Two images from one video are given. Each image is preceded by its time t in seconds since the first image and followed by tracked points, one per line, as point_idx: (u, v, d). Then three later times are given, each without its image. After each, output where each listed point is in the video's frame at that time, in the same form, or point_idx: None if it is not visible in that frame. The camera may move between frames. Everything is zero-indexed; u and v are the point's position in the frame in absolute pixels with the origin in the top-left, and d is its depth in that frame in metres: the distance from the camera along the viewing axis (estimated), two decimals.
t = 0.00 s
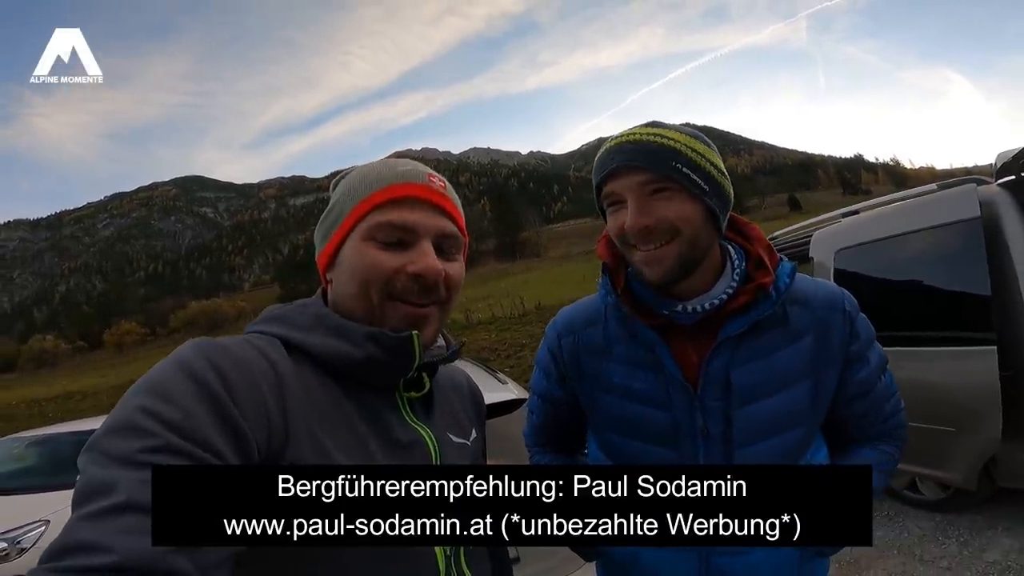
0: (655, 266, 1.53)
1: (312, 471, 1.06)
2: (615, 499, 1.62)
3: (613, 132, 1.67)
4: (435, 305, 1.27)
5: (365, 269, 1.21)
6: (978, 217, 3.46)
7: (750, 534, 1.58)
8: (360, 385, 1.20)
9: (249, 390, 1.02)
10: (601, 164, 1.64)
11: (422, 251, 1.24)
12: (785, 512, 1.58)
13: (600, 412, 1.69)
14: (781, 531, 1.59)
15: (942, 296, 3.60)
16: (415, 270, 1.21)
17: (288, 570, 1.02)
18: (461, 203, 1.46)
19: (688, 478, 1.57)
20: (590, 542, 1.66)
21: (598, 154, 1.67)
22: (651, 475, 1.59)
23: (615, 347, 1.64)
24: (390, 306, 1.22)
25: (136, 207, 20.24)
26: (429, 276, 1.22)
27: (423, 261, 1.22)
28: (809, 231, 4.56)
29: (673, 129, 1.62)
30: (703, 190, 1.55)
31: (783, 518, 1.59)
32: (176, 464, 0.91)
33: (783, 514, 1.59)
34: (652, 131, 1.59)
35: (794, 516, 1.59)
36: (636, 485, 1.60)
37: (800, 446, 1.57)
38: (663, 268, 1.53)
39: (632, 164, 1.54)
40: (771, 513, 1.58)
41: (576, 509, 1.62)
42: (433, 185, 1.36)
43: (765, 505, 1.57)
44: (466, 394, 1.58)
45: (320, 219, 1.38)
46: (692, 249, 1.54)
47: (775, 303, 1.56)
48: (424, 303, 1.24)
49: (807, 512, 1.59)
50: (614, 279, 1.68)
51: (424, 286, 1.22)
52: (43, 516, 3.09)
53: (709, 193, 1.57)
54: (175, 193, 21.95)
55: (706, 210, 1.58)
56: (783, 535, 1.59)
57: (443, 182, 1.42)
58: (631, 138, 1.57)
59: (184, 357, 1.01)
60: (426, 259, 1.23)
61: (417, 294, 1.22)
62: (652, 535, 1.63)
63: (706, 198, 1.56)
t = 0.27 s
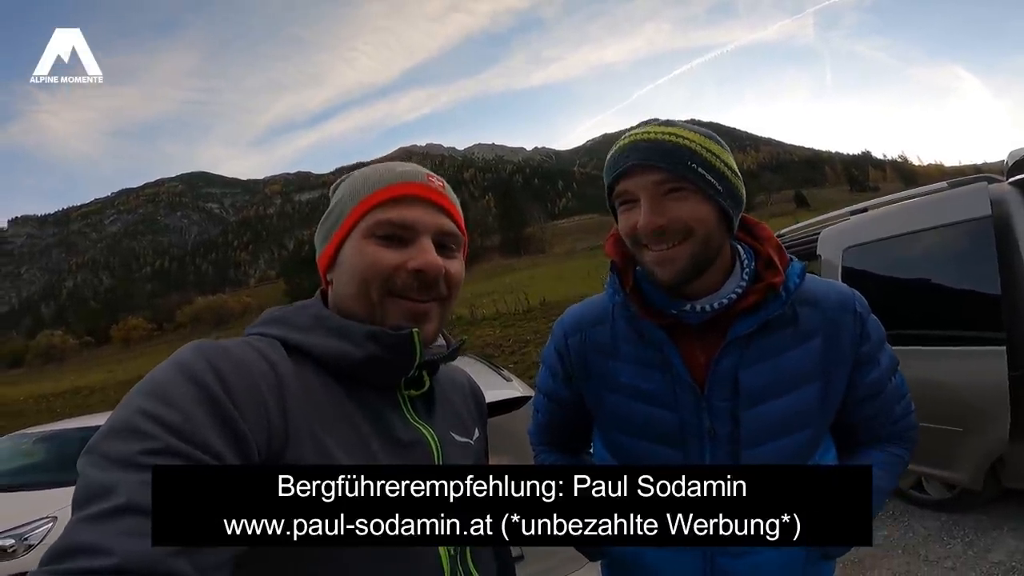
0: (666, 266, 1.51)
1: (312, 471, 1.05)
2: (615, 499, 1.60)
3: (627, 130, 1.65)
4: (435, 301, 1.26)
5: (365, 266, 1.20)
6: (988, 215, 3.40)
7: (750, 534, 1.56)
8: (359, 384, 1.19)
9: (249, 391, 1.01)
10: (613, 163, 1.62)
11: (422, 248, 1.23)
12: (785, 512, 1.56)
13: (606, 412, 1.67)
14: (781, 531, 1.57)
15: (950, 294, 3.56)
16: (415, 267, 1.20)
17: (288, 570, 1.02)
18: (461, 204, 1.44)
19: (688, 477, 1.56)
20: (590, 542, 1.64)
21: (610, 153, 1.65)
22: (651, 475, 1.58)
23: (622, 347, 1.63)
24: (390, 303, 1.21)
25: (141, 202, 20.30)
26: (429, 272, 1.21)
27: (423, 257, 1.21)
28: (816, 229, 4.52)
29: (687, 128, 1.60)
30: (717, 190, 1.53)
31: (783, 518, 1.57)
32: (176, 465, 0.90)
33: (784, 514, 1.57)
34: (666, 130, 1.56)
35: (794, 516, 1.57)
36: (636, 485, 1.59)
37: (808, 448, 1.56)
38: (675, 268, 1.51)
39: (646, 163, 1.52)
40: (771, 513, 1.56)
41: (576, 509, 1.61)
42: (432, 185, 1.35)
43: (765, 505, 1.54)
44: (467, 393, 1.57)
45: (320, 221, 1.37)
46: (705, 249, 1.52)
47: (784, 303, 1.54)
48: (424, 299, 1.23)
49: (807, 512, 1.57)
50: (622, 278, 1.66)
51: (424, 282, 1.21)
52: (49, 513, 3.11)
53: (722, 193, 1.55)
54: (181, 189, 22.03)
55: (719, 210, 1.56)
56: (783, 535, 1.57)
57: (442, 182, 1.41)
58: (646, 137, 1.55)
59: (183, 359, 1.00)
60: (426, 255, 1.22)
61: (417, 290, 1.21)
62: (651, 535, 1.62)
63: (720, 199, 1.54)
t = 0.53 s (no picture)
0: (665, 263, 1.50)
1: (312, 471, 1.05)
2: (615, 499, 1.59)
3: (619, 127, 1.65)
4: (438, 303, 1.25)
5: (366, 267, 1.19)
6: (992, 208, 3.37)
7: (750, 534, 1.55)
8: (361, 383, 1.19)
9: (251, 389, 1.01)
10: (608, 160, 1.61)
11: (424, 249, 1.23)
12: (785, 512, 1.55)
13: (606, 409, 1.66)
14: (781, 531, 1.56)
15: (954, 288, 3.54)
16: (417, 268, 1.19)
17: (289, 570, 1.01)
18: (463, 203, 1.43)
19: (688, 477, 1.54)
20: (589, 542, 1.62)
21: (605, 149, 1.64)
22: (651, 475, 1.56)
23: (622, 343, 1.62)
24: (391, 304, 1.20)
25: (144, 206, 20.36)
26: (431, 273, 1.20)
27: (424, 259, 1.20)
28: (819, 223, 4.51)
29: (682, 122, 1.59)
30: (713, 184, 1.52)
31: (783, 518, 1.56)
32: (178, 463, 0.90)
33: (784, 514, 1.55)
34: (660, 125, 1.56)
35: (794, 515, 1.56)
36: (636, 485, 1.58)
37: (811, 444, 1.55)
38: (673, 265, 1.50)
39: (641, 159, 1.51)
40: (771, 513, 1.55)
41: (576, 509, 1.59)
42: (435, 184, 1.34)
43: (765, 505, 1.54)
44: (470, 390, 1.56)
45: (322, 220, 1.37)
46: (703, 244, 1.51)
47: (785, 297, 1.53)
48: (426, 301, 1.22)
49: (807, 512, 1.55)
50: (621, 275, 1.65)
51: (425, 284, 1.20)
52: (57, 515, 3.12)
53: (719, 187, 1.54)
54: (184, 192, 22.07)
55: (715, 205, 1.54)
56: (783, 535, 1.56)
57: (445, 181, 1.40)
58: (640, 133, 1.54)
59: (185, 357, 0.99)
60: (427, 256, 1.21)
61: (419, 292, 1.21)
62: (652, 535, 1.61)
63: (717, 193, 1.53)
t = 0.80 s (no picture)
0: (663, 264, 1.49)
1: (312, 471, 1.05)
2: (615, 499, 1.59)
3: (617, 126, 1.64)
4: (440, 307, 1.25)
5: (369, 270, 1.20)
6: (999, 206, 3.34)
7: (750, 534, 1.55)
8: (362, 383, 1.19)
9: (251, 389, 1.02)
10: (606, 160, 1.60)
11: (427, 253, 1.23)
12: (785, 512, 1.55)
13: (604, 409, 1.67)
14: (781, 531, 1.56)
15: (959, 287, 3.52)
16: (419, 272, 1.19)
17: (288, 570, 1.02)
18: (466, 205, 1.43)
19: (688, 478, 1.54)
20: (588, 542, 1.62)
21: (602, 149, 1.64)
22: (651, 475, 1.56)
23: (620, 344, 1.62)
24: (393, 308, 1.21)
25: (149, 201, 20.43)
26: (434, 278, 1.20)
27: (427, 263, 1.21)
28: (824, 221, 4.49)
29: (680, 121, 1.58)
30: (712, 184, 1.52)
31: (783, 518, 1.55)
32: (178, 463, 0.90)
33: (783, 514, 1.55)
34: (658, 124, 1.55)
35: (794, 516, 1.56)
36: (636, 485, 1.57)
37: (811, 445, 1.55)
38: (671, 266, 1.49)
39: (640, 159, 1.51)
40: (771, 513, 1.55)
41: (576, 509, 1.59)
42: (438, 186, 1.34)
43: (765, 505, 1.54)
44: (470, 390, 1.57)
45: (324, 219, 1.37)
46: (701, 245, 1.51)
47: (785, 298, 1.53)
48: (428, 305, 1.23)
49: (807, 512, 1.55)
50: (619, 275, 1.64)
51: (427, 288, 1.20)
52: (63, 510, 3.15)
53: (718, 186, 1.53)
54: (189, 187, 22.14)
55: (714, 204, 1.54)
56: (783, 535, 1.55)
57: (448, 183, 1.40)
58: (638, 132, 1.53)
59: (185, 357, 1.00)
60: (430, 260, 1.21)
61: (421, 296, 1.21)
62: (651, 535, 1.60)
63: (715, 192, 1.52)
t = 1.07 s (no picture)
0: (664, 266, 1.49)
1: (311, 471, 1.06)
2: (615, 499, 1.59)
3: (621, 127, 1.64)
4: (443, 313, 1.26)
5: (373, 275, 1.20)
6: (1007, 207, 3.27)
7: (750, 534, 1.55)
8: (362, 385, 1.20)
9: (251, 392, 1.02)
10: (609, 161, 1.60)
11: (431, 258, 1.23)
12: (785, 512, 1.54)
13: (607, 411, 1.66)
14: (781, 531, 1.55)
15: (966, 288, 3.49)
16: (423, 278, 1.19)
17: (288, 570, 1.02)
18: (469, 209, 1.44)
19: (688, 477, 1.54)
20: (589, 542, 1.62)
21: (606, 150, 1.63)
22: (651, 475, 1.56)
23: (623, 346, 1.62)
24: (396, 313, 1.21)
25: (158, 198, 20.57)
26: (437, 284, 1.20)
27: (431, 269, 1.21)
28: (831, 221, 4.47)
29: (684, 122, 1.57)
30: (715, 186, 1.51)
31: (783, 518, 1.55)
32: (178, 466, 0.91)
33: (784, 514, 1.55)
34: (662, 125, 1.54)
35: (794, 516, 1.55)
36: (636, 485, 1.57)
37: (813, 448, 1.54)
38: (673, 268, 1.49)
39: (643, 161, 1.50)
40: (771, 513, 1.55)
41: (576, 509, 1.59)
42: (443, 191, 1.34)
43: (766, 505, 1.53)
44: (470, 391, 1.57)
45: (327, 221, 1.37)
46: (703, 247, 1.50)
47: (789, 301, 1.52)
48: (430, 310, 1.23)
49: (807, 512, 1.55)
50: (622, 276, 1.64)
51: (430, 293, 1.21)
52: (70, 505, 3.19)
53: (721, 189, 1.52)
54: (197, 185, 22.27)
55: (717, 207, 1.53)
56: (783, 535, 1.55)
57: (452, 187, 1.40)
58: (642, 134, 1.53)
59: (186, 360, 1.01)
60: (434, 266, 1.22)
61: (424, 301, 1.21)
62: (651, 535, 1.60)
63: (718, 195, 1.52)
